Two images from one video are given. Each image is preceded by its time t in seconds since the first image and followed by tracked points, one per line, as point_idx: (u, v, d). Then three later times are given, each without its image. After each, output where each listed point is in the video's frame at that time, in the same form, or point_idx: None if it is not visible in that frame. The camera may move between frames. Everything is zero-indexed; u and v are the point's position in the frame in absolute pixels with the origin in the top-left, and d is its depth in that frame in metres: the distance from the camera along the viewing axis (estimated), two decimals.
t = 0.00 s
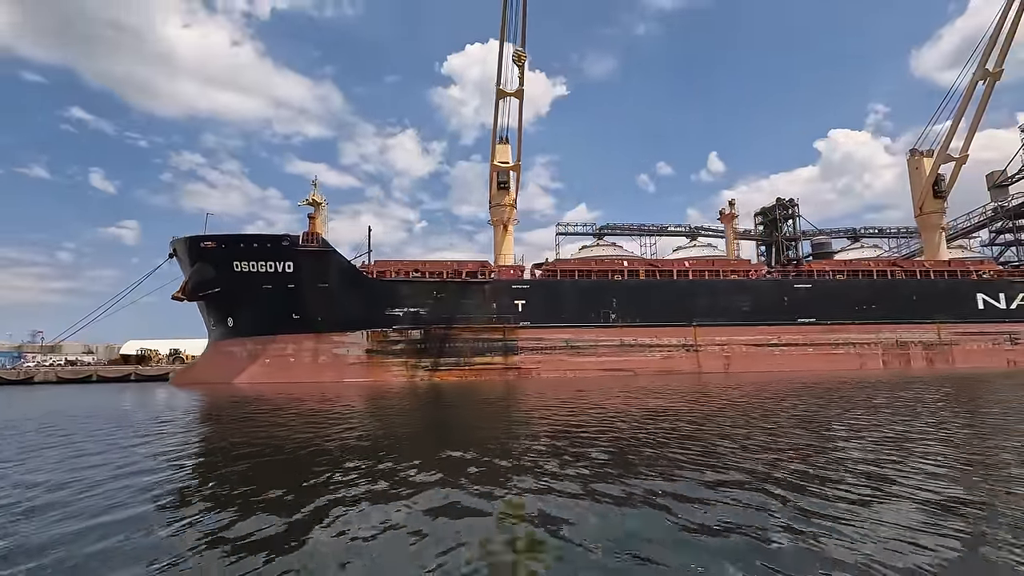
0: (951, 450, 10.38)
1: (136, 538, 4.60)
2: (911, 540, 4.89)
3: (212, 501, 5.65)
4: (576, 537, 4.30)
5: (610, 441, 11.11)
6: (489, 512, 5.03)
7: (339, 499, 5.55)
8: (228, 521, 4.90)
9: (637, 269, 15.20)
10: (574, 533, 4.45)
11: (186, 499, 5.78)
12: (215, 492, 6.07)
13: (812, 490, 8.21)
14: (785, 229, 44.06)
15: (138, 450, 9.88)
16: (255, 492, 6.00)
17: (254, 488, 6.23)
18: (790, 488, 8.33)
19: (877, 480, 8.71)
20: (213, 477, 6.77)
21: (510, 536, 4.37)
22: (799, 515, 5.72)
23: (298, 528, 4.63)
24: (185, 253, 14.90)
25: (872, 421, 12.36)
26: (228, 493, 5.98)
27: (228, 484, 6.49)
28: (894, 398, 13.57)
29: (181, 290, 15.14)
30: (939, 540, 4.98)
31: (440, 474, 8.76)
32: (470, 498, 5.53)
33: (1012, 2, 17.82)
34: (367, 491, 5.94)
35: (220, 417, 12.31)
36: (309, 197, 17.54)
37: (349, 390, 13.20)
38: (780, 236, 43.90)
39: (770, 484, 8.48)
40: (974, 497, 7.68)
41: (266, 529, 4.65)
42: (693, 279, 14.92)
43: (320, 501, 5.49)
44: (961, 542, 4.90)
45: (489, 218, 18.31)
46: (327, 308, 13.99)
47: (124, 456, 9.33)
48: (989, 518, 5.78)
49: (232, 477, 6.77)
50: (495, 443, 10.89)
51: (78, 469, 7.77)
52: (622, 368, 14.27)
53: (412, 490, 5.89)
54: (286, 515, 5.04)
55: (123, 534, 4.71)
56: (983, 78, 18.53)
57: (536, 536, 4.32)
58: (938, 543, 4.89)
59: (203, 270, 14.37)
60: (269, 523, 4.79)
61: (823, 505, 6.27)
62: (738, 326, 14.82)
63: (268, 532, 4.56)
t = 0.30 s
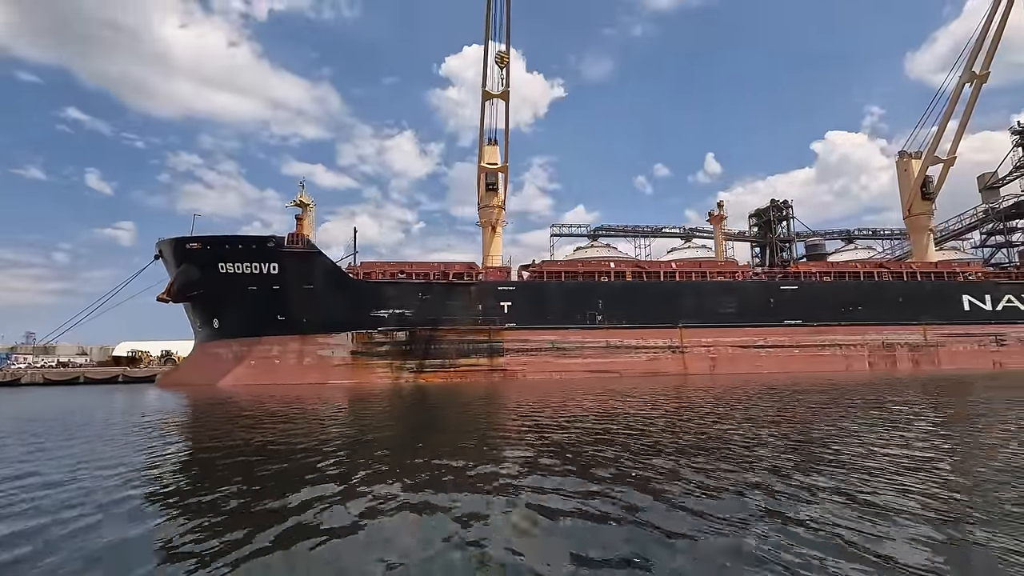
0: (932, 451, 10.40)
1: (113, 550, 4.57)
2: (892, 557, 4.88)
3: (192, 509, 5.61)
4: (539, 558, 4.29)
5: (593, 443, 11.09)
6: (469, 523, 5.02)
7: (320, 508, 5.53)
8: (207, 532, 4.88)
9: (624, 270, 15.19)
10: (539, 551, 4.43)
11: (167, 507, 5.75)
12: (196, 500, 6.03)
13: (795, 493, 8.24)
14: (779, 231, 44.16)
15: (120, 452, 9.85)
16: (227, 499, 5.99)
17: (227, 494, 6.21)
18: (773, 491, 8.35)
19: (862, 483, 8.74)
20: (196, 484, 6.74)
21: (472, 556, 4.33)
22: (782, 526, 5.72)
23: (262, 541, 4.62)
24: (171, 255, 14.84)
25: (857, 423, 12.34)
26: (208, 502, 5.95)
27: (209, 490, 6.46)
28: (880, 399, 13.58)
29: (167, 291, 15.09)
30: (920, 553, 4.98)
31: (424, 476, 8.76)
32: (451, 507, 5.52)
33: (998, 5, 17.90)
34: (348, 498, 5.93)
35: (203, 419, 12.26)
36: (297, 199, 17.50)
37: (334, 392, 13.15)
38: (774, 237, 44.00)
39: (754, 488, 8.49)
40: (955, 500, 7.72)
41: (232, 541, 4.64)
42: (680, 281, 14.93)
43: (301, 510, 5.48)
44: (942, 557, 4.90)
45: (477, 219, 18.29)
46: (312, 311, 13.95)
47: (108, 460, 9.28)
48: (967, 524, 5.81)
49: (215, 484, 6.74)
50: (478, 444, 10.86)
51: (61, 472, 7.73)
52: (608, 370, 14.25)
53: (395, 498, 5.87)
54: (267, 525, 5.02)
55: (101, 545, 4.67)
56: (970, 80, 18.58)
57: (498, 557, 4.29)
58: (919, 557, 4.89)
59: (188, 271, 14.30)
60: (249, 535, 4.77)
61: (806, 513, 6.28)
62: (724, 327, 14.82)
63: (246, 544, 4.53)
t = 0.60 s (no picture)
0: (913, 453, 10.42)
1: (82, 553, 4.48)
2: (875, 559, 4.85)
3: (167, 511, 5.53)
4: (500, 558, 4.29)
5: (577, 444, 11.09)
6: (448, 527, 4.96)
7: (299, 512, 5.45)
8: (181, 534, 4.79)
9: (610, 272, 15.19)
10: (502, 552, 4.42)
11: (142, 510, 5.66)
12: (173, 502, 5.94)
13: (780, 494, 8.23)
14: (772, 233, 44.28)
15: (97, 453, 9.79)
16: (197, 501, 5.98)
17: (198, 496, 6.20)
18: (757, 493, 8.33)
19: (847, 484, 8.74)
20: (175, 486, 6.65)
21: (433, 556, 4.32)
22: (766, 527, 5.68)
23: (226, 542, 4.61)
24: (155, 255, 14.77)
25: (839, 424, 12.34)
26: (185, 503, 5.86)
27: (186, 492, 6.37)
28: (863, 400, 13.60)
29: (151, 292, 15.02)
30: (904, 555, 4.95)
31: (406, 478, 8.72)
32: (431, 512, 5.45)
33: (983, 8, 18.00)
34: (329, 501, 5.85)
35: (184, 421, 12.20)
36: (284, 199, 17.45)
37: (316, 394, 13.12)
38: (767, 239, 44.13)
39: (737, 489, 8.48)
40: (936, 501, 7.73)
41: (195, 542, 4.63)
42: (666, 282, 14.94)
43: (279, 513, 5.39)
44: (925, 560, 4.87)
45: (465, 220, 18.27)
46: (296, 312, 13.90)
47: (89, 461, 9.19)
48: (949, 526, 5.80)
49: (194, 487, 6.64)
50: (459, 446, 10.83)
51: (38, 474, 7.63)
52: (593, 371, 14.24)
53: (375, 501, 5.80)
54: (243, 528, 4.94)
55: (61, 546, 4.65)
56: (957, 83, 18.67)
57: (460, 557, 4.29)
58: (903, 561, 4.85)
59: (172, 272, 14.24)
60: (224, 538, 4.68)
61: (789, 515, 6.25)
62: (709, 329, 14.84)
63: (220, 547, 4.45)
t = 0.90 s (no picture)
0: (895, 453, 10.46)
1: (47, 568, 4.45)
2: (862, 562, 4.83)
3: (149, 525, 5.47)
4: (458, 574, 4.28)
5: (560, 444, 11.09)
6: (435, 544, 4.92)
7: (284, 525, 5.41)
8: (163, 553, 4.72)
9: (595, 273, 15.20)
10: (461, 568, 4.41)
11: (123, 523, 5.61)
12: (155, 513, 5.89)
13: (767, 496, 8.21)
14: (765, 234, 44.39)
15: (73, 456, 9.71)
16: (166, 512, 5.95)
17: (167, 506, 6.17)
18: (743, 493, 8.32)
19: (833, 485, 8.74)
20: (159, 496, 6.61)
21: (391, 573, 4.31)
22: (751, 530, 5.66)
23: (185, 559, 4.58)
24: (137, 256, 14.68)
25: (821, 425, 12.35)
26: (168, 515, 5.79)
27: (169, 502, 6.31)
28: (847, 401, 13.63)
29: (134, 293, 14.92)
30: (875, 560, 4.95)
31: (392, 479, 8.71)
32: (416, 526, 5.41)
33: (967, 12, 18.14)
34: (314, 513, 5.80)
35: (164, 423, 12.11)
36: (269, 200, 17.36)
37: (299, 395, 13.06)
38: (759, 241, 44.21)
39: (723, 489, 8.48)
40: (920, 501, 7.75)
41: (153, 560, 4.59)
42: (651, 284, 14.96)
43: (266, 527, 5.34)
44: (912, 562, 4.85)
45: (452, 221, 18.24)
46: (279, 313, 13.85)
47: (72, 463, 9.15)
48: (933, 527, 5.80)
49: (179, 496, 6.60)
50: (441, 446, 10.80)
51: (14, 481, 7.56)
52: (578, 373, 14.22)
53: (361, 514, 5.74)
54: (230, 544, 4.89)
55: (18, 561, 4.62)
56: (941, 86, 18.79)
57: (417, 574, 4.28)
58: (866, 562, 4.85)
59: (154, 273, 14.15)
60: (198, 554, 4.64)
61: (776, 516, 6.22)
62: (694, 331, 14.86)
63: (179, 566, 4.43)
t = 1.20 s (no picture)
0: (877, 455, 10.46)
1: None
2: (841, 562, 4.81)
3: (123, 530, 5.40)
4: None
5: (543, 444, 11.07)
6: (416, 548, 4.88)
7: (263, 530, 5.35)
8: (137, 559, 4.66)
9: (579, 274, 15.21)
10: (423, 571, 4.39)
11: (96, 529, 5.54)
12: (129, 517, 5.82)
13: (751, 496, 8.19)
14: (756, 236, 44.57)
15: (46, 458, 9.58)
16: (133, 514, 5.91)
17: (135, 509, 6.13)
18: (727, 493, 8.31)
19: (819, 485, 8.74)
20: (129, 500, 6.55)
21: None
22: (733, 530, 5.63)
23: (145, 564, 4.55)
24: (119, 257, 14.56)
25: (803, 426, 12.37)
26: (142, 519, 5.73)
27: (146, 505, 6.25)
28: (829, 402, 13.64)
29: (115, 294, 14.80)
30: (840, 556, 4.96)
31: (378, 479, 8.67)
32: (397, 530, 5.36)
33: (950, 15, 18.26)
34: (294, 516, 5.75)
35: (142, 423, 11.98)
36: (253, 201, 17.26)
37: (279, 396, 12.98)
38: (751, 243, 44.38)
39: (704, 489, 8.47)
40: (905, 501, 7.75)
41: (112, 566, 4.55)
42: (635, 285, 14.98)
43: (243, 532, 5.28)
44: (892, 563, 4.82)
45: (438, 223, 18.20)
46: (261, 314, 13.78)
47: (51, 465, 9.06)
48: (913, 528, 5.79)
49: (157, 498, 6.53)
50: (421, 446, 10.75)
51: None
52: (561, 374, 14.20)
53: (341, 517, 5.69)
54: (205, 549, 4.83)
55: None
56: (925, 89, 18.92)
57: None
58: (832, 560, 4.87)
59: (135, 274, 14.05)
60: (159, 561, 4.60)
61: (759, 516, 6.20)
62: (677, 332, 14.87)
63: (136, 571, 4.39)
